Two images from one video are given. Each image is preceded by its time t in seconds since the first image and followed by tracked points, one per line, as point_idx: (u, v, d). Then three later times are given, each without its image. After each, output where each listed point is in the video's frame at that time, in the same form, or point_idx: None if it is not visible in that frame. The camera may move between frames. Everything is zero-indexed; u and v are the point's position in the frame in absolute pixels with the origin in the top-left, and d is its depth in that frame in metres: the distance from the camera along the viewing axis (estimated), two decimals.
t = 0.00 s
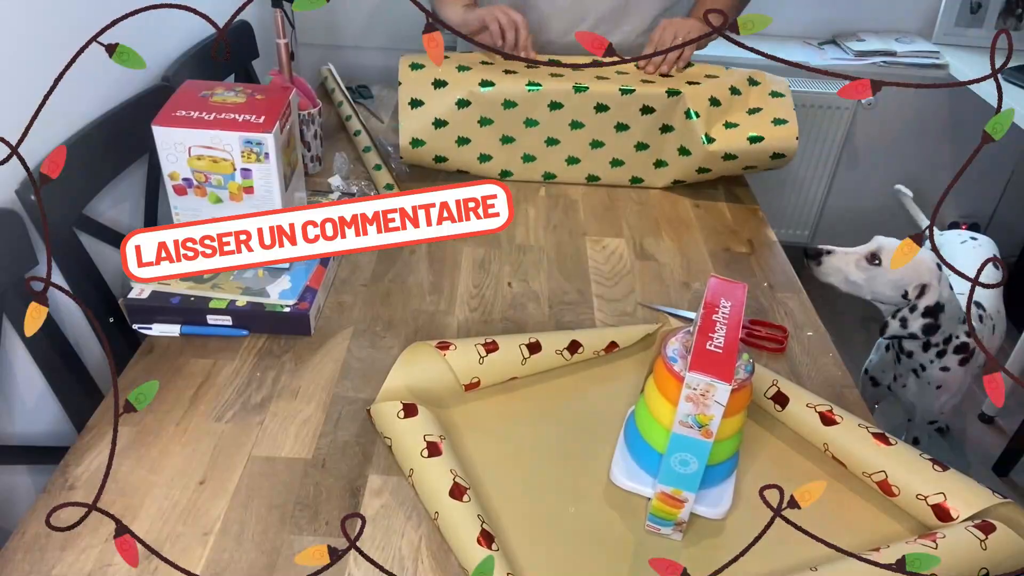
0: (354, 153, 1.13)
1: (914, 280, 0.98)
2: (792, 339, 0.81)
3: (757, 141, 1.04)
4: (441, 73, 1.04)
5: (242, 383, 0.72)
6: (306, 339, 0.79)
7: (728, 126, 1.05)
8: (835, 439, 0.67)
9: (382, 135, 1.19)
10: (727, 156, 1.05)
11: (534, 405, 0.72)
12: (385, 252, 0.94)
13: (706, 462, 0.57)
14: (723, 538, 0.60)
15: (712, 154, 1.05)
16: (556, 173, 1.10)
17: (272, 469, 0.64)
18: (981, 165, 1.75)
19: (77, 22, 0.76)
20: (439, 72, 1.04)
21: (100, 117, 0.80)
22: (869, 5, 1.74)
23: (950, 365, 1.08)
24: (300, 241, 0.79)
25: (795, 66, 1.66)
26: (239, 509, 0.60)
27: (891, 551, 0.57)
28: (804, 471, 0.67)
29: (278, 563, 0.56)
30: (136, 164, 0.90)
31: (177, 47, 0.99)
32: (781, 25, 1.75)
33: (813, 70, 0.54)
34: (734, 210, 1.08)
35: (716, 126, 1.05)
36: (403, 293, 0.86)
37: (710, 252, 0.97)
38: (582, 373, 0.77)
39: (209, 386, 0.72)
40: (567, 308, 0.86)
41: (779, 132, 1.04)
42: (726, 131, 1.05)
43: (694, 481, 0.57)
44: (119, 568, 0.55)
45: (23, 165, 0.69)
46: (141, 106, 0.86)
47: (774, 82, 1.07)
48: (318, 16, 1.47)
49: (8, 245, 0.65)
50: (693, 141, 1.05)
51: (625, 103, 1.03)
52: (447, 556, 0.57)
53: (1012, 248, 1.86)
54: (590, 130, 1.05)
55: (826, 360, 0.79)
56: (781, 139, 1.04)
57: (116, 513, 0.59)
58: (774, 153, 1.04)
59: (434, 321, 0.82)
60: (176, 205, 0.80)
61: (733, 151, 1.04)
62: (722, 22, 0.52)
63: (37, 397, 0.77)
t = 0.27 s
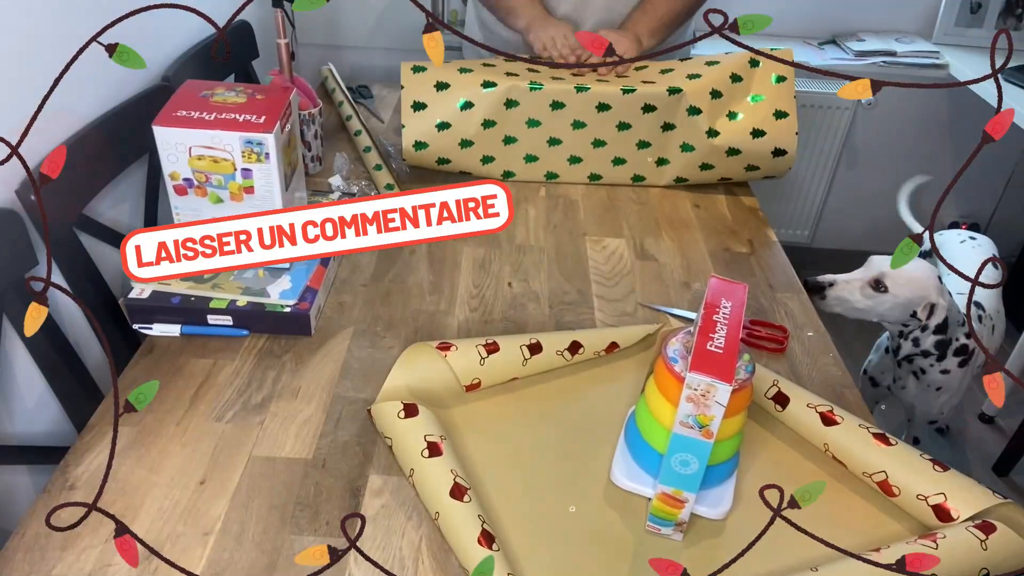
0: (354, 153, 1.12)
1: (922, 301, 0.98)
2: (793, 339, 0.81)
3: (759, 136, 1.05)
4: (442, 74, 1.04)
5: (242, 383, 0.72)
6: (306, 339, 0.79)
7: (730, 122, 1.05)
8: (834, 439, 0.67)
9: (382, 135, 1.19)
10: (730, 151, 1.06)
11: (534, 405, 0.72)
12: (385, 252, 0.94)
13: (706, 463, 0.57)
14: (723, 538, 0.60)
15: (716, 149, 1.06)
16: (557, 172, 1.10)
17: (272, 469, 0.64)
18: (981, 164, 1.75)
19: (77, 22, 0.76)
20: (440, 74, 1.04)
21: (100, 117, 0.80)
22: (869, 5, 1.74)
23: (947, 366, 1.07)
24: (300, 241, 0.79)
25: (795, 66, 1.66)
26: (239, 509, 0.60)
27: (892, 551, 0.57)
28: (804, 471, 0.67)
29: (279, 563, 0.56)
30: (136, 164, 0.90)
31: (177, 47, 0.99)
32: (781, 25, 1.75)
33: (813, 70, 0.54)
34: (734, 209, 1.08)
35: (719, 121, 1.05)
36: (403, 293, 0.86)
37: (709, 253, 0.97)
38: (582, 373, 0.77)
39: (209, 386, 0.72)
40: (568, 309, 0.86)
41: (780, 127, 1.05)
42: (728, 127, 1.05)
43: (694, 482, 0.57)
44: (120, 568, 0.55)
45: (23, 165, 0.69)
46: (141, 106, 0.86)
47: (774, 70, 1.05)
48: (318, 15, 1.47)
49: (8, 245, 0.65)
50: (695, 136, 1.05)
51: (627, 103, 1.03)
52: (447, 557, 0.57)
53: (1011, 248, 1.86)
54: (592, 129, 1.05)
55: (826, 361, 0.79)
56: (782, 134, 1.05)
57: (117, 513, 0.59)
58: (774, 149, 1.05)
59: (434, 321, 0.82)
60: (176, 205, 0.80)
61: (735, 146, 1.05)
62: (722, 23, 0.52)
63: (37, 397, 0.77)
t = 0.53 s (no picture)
0: (353, 153, 1.12)
1: (926, 303, 1.04)
2: (793, 339, 0.81)
3: (759, 137, 1.05)
4: (443, 75, 1.04)
5: (242, 383, 0.72)
6: (306, 339, 0.79)
7: (730, 122, 1.05)
8: (834, 438, 0.67)
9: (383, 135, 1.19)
10: (730, 152, 1.06)
11: (534, 405, 0.72)
12: (385, 252, 0.94)
13: (706, 462, 0.57)
14: (724, 538, 0.60)
15: (716, 149, 1.06)
16: (558, 172, 1.10)
17: (272, 469, 0.64)
18: (981, 165, 1.75)
19: (76, 21, 0.76)
20: (440, 74, 1.04)
21: (100, 117, 0.80)
22: (869, 5, 1.74)
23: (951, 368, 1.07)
24: (300, 241, 0.79)
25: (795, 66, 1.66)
26: (239, 509, 0.60)
27: (892, 551, 0.57)
28: (804, 471, 0.67)
29: (279, 563, 0.56)
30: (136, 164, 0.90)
31: (177, 47, 0.99)
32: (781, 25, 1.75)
33: (813, 70, 0.54)
34: (734, 209, 1.08)
35: (719, 121, 1.05)
36: (403, 293, 0.86)
37: (708, 253, 0.97)
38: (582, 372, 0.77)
39: (209, 386, 0.72)
40: (568, 309, 0.86)
41: (781, 129, 1.05)
42: (728, 128, 1.05)
43: (694, 481, 0.57)
44: (120, 568, 0.55)
45: (23, 165, 0.69)
46: (141, 106, 0.86)
47: (775, 70, 1.05)
48: (319, 15, 1.47)
49: (7, 245, 0.65)
50: (695, 136, 1.05)
51: (626, 103, 1.03)
52: (448, 557, 0.57)
53: (1011, 248, 1.86)
54: (593, 129, 1.05)
55: (826, 361, 0.79)
56: (782, 134, 1.05)
57: (117, 513, 0.59)
58: (774, 149, 1.05)
59: (434, 321, 0.82)
60: (176, 205, 0.80)
61: (735, 147, 1.05)
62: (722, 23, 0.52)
63: (37, 397, 0.77)
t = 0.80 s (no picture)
0: (353, 153, 1.12)
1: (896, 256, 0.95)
2: (793, 338, 0.81)
3: (758, 137, 1.05)
4: (443, 75, 1.04)
5: (242, 383, 0.72)
6: (306, 339, 0.79)
7: (730, 121, 1.05)
8: (833, 438, 0.67)
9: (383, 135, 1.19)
10: (730, 151, 1.06)
11: (534, 405, 0.72)
12: (385, 252, 0.94)
13: (706, 462, 0.57)
14: (724, 538, 0.60)
15: (715, 149, 1.06)
16: (557, 172, 1.10)
17: (272, 469, 0.64)
18: (981, 165, 1.75)
19: (77, 22, 0.76)
20: (440, 74, 1.04)
21: (100, 117, 0.80)
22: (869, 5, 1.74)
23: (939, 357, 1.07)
24: (300, 241, 0.79)
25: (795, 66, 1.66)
26: (239, 509, 0.60)
27: (892, 551, 0.57)
28: (803, 471, 0.67)
29: (279, 563, 0.56)
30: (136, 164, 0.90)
31: (177, 47, 0.99)
32: (781, 26, 1.76)
33: (813, 70, 0.54)
34: (734, 209, 1.08)
35: (719, 120, 1.05)
36: (403, 293, 0.86)
37: (707, 254, 0.97)
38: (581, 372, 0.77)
39: (209, 386, 0.72)
40: (568, 308, 0.86)
41: (779, 125, 1.04)
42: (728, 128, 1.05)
43: (694, 482, 0.57)
44: (120, 568, 0.55)
45: (23, 165, 0.69)
46: (141, 106, 0.86)
47: (775, 70, 1.05)
48: (319, 15, 1.47)
49: (7, 245, 0.65)
50: (695, 135, 1.05)
51: (626, 103, 1.03)
52: (447, 556, 0.57)
53: (1011, 248, 1.86)
54: (593, 128, 1.05)
55: (826, 360, 0.79)
56: (782, 134, 1.05)
57: (117, 513, 0.59)
58: (774, 149, 1.05)
59: (434, 321, 0.82)
60: (176, 205, 0.80)
61: (735, 146, 1.05)
62: (722, 23, 0.52)
63: (37, 397, 0.77)
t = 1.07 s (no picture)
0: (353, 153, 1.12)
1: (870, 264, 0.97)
2: (793, 339, 0.81)
3: (758, 137, 1.05)
4: (443, 75, 1.04)
5: (242, 383, 0.72)
6: (306, 339, 0.79)
7: (730, 121, 1.05)
8: (833, 439, 0.67)
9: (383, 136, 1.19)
10: (730, 151, 1.06)
11: (534, 405, 0.72)
12: (385, 252, 0.94)
13: (706, 462, 0.57)
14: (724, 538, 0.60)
15: (715, 149, 1.06)
16: (557, 172, 1.10)
17: (272, 469, 0.64)
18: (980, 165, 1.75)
19: (77, 22, 0.76)
20: (440, 74, 1.04)
21: (100, 117, 0.80)
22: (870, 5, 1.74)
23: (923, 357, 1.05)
24: (300, 241, 0.79)
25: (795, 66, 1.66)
26: (238, 509, 0.60)
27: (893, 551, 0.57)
28: (803, 471, 0.67)
29: (279, 563, 0.56)
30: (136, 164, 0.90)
31: (177, 47, 0.99)
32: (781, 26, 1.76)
33: (814, 70, 0.54)
34: (734, 209, 1.08)
35: (719, 120, 1.05)
36: (403, 293, 0.86)
37: (707, 254, 0.97)
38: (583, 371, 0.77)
39: (208, 386, 0.72)
40: (569, 308, 0.86)
41: (780, 125, 1.05)
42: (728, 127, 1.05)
43: (694, 481, 0.57)
44: (119, 568, 0.55)
45: (23, 165, 0.69)
46: (141, 106, 0.86)
47: (775, 70, 1.05)
48: (319, 15, 1.47)
49: (7, 245, 0.65)
50: (695, 135, 1.05)
51: (626, 103, 1.03)
52: (447, 556, 0.57)
53: (1011, 248, 1.86)
54: (593, 128, 1.05)
55: (826, 360, 0.79)
56: (782, 134, 1.05)
57: (117, 513, 0.59)
58: (774, 149, 1.06)
59: (434, 321, 0.82)
60: (176, 205, 0.80)
61: (735, 146, 1.05)
62: (723, 23, 0.52)
63: (37, 397, 0.77)
